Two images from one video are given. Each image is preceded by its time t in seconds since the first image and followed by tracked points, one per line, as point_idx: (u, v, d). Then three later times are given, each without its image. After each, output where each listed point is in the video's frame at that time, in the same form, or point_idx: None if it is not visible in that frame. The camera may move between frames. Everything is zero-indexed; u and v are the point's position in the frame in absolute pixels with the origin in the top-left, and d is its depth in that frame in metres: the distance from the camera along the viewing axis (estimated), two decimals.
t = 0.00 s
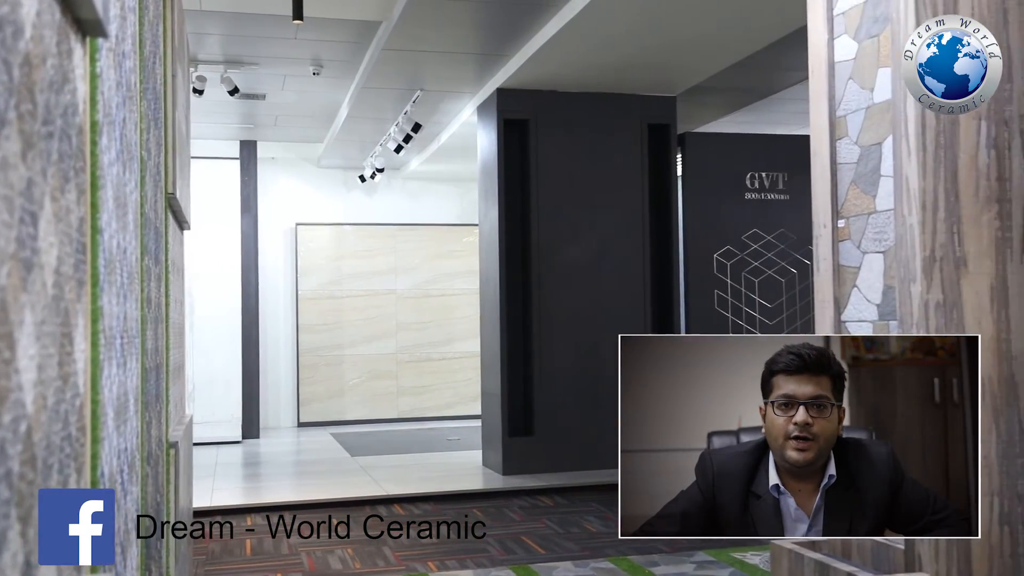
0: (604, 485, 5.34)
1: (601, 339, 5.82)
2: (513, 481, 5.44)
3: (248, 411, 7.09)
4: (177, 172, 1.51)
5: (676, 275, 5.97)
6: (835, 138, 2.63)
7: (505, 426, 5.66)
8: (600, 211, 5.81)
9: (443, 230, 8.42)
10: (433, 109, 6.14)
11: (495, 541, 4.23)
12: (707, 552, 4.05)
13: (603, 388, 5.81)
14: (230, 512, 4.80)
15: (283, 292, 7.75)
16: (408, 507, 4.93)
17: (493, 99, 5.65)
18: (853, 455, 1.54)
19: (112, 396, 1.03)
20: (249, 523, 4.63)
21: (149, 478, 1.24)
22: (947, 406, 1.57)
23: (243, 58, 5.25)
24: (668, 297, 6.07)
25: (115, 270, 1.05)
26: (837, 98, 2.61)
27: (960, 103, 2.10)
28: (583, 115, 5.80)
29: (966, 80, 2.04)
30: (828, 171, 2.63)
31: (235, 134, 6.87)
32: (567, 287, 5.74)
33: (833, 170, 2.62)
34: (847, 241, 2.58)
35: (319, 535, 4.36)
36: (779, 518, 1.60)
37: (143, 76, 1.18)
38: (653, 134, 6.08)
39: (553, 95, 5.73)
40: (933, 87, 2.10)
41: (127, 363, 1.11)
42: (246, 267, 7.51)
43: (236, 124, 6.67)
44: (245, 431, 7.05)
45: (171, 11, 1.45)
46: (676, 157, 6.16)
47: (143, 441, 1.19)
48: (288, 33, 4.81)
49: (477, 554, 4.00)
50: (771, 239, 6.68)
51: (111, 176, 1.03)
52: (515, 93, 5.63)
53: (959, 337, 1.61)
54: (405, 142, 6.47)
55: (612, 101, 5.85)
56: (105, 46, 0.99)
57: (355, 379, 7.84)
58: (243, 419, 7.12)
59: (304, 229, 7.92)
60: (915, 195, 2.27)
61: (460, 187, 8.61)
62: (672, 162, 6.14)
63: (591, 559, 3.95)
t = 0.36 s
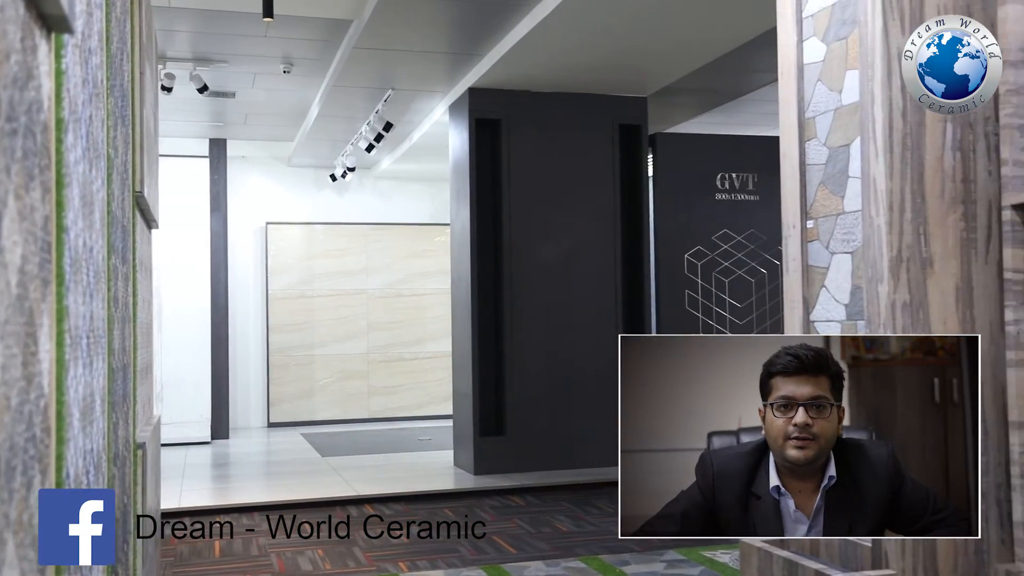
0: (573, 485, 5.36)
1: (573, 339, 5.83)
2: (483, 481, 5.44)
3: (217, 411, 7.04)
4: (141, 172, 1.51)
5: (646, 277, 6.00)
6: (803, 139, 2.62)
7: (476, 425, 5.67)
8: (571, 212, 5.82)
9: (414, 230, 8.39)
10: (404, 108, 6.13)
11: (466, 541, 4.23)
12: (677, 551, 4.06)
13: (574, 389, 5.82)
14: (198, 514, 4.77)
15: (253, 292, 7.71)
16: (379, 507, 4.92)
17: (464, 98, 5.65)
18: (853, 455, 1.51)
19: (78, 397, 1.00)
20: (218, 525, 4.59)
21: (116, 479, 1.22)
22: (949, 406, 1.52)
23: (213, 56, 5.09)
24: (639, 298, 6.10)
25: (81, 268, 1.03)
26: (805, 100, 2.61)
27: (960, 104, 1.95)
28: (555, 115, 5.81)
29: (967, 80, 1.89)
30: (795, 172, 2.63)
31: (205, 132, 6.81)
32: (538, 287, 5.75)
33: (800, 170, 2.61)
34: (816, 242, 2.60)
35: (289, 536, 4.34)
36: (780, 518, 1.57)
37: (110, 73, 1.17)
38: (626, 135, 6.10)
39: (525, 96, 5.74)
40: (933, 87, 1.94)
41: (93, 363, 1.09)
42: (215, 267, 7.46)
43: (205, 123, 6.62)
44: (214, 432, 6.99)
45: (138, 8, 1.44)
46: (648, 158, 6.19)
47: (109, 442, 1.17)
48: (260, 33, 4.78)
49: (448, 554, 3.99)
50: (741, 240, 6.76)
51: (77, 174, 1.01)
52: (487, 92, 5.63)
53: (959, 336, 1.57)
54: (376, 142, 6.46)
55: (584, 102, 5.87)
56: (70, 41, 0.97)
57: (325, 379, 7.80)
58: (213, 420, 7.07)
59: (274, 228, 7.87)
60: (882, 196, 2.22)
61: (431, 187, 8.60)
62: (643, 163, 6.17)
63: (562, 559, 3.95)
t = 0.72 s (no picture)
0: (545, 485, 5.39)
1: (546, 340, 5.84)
2: (455, 481, 5.44)
3: (187, 411, 6.98)
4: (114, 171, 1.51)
5: (618, 278, 6.04)
6: (774, 140, 2.54)
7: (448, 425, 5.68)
8: (543, 211, 5.83)
9: (386, 229, 8.37)
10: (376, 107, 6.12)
11: (438, 541, 4.22)
12: (649, 549, 4.07)
13: (547, 390, 5.82)
14: (168, 514, 4.74)
15: (223, 291, 7.67)
16: (350, 507, 4.92)
17: (437, 98, 5.66)
18: (853, 455, 1.49)
19: (44, 398, 0.98)
20: (187, 525, 4.56)
21: (83, 481, 1.20)
22: (948, 405, 1.50)
23: (181, 53, 5.16)
24: (612, 298, 6.14)
25: (47, 268, 1.01)
26: (775, 101, 2.53)
27: (960, 104, 1.72)
28: (529, 115, 5.83)
29: (967, 81, 1.68)
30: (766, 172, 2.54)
31: (175, 130, 6.75)
32: (511, 287, 5.76)
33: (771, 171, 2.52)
34: (786, 243, 2.54)
35: (260, 537, 4.32)
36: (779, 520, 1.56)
37: (76, 71, 1.16)
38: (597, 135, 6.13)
39: (497, 94, 5.75)
40: (932, 88, 1.71)
41: (59, 363, 1.07)
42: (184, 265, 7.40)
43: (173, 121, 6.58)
44: (183, 432, 6.93)
45: (105, 5, 1.42)
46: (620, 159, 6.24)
47: (75, 443, 1.15)
48: (229, 29, 4.75)
49: (420, 554, 3.99)
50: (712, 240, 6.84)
51: (43, 172, 0.99)
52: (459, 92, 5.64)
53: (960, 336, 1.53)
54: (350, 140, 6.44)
55: (557, 102, 5.89)
56: (37, 38, 0.95)
57: (297, 379, 7.76)
58: (182, 420, 7.00)
59: (245, 227, 7.82)
60: (851, 197, 2.17)
61: (403, 186, 8.57)
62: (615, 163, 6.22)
63: (533, 558, 3.94)
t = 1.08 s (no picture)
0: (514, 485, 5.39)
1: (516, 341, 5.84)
2: (425, 481, 5.43)
3: (153, 412, 6.89)
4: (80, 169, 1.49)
5: (587, 278, 6.07)
6: (742, 141, 2.53)
7: (417, 426, 5.66)
8: (512, 212, 5.83)
9: (355, 228, 8.30)
10: (345, 106, 6.08)
11: (407, 542, 4.20)
12: (617, 548, 4.06)
13: (517, 391, 5.82)
14: (133, 517, 4.68)
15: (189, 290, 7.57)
16: (318, 509, 4.88)
17: (406, 96, 5.65)
18: (852, 454, 1.48)
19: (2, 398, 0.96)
20: (153, 528, 4.50)
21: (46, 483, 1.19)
22: (948, 405, 1.48)
23: (148, 49, 5.10)
24: (582, 299, 6.17)
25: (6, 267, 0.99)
26: (744, 103, 2.51)
27: (961, 104, 1.72)
28: (499, 115, 5.83)
29: (968, 81, 1.68)
30: (734, 173, 2.54)
31: (139, 128, 6.66)
32: (480, 288, 5.76)
33: (739, 171, 2.53)
34: (753, 243, 2.49)
35: (227, 538, 4.28)
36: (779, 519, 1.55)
37: (39, 66, 1.14)
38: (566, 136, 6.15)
39: (466, 94, 5.74)
40: (933, 88, 1.70)
41: (22, 363, 1.05)
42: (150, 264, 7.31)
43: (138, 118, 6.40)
44: (149, 433, 6.84)
45: (68, 0, 1.40)
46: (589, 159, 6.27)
47: (36, 445, 1.13)
48: (197, 26, 4.71)
49: (388, 555, 3.97)
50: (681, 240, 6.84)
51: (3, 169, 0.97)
52: (428, 91, 5.63)
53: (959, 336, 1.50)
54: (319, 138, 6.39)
55: (527, 103, 5.90)
56: None
57: (265, 379, 7.68)
58: (148, 421, 6.90)
59: (213, 226, 7.74)
60: (818, 198, 2.18)
61: (373, 185, 8.51)
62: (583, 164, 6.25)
63: (502, 558, 3.93)
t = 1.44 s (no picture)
0: (482, 485, 5.40)
1: (485, 341, 5.85)
2: (393, 482, 5.42)
3: (119, 413, 6.78)
4: (42, 166, 1.48)
5: (557, 279, 6.10)
6: (711, 143, 2.55)
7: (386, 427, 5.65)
8: (482, 211, 5.84)
9: (323, 227, 8.23)
10: (314, 104, 6.04)
11: (376, 542, 4.20)
12: (586, 548, 4.07)
13: (488, 392, 5.84)
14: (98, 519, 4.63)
15: (155, 289, 7.48)
16: (286, 510, 4.86)
17: (376, 96, 5.64)
18: (851, 453, 1.58)
19: None
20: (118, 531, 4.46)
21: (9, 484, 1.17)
22: (948, 405, 1.58)
23: (114, 46, 5.04)
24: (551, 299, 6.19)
25: None
26: (713, 104, 2.53)
27: (962, 103, 1.82)
28: (470, 116, 5.84)
29: (968, 80, 1.79)
30: (705, 174, 2.55)
31: (104, 126, 6.57)
32: (451, 288, 5.76)
33: (709, 172, 2.54)
34: (723, 243, 2.50)
35: (195, 540, 4.26)
36: (779, 517, 1.64)
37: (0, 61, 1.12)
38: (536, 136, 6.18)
39: (437, 93, 5.74)
40: (933, 88, 1.81)
41: None
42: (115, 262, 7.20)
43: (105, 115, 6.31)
44: (114, 434, 6.74)
45: None
46: (558, 160, 6.30)
47: None
48: (164, 22, 4.66)
49: (357, 556, 3.96)
50: (648, 240, 6.77)
51: None
52: (398, 90, 5.63)
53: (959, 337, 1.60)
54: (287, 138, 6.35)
55: (497, 102, 5.91)
56: None
57: (232, 379, 7.59)
58: (113, 422, 6.80)
59: (180, 225, 7.64)
60: (785, 200, 2.18)
61: (342, 184, 8.44)
62: (552, 165, 6.29)
63: (472, 558, 3.93)
